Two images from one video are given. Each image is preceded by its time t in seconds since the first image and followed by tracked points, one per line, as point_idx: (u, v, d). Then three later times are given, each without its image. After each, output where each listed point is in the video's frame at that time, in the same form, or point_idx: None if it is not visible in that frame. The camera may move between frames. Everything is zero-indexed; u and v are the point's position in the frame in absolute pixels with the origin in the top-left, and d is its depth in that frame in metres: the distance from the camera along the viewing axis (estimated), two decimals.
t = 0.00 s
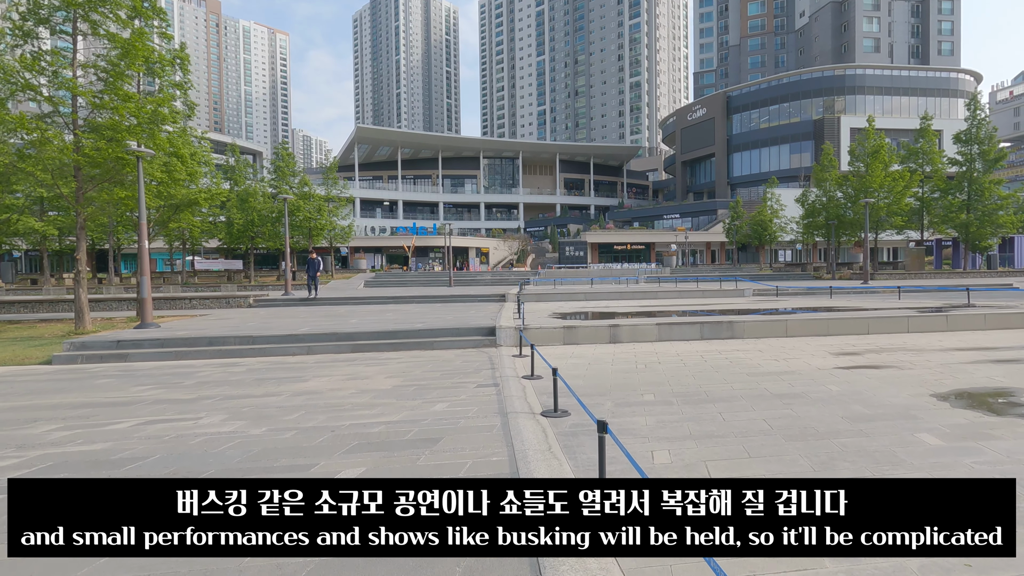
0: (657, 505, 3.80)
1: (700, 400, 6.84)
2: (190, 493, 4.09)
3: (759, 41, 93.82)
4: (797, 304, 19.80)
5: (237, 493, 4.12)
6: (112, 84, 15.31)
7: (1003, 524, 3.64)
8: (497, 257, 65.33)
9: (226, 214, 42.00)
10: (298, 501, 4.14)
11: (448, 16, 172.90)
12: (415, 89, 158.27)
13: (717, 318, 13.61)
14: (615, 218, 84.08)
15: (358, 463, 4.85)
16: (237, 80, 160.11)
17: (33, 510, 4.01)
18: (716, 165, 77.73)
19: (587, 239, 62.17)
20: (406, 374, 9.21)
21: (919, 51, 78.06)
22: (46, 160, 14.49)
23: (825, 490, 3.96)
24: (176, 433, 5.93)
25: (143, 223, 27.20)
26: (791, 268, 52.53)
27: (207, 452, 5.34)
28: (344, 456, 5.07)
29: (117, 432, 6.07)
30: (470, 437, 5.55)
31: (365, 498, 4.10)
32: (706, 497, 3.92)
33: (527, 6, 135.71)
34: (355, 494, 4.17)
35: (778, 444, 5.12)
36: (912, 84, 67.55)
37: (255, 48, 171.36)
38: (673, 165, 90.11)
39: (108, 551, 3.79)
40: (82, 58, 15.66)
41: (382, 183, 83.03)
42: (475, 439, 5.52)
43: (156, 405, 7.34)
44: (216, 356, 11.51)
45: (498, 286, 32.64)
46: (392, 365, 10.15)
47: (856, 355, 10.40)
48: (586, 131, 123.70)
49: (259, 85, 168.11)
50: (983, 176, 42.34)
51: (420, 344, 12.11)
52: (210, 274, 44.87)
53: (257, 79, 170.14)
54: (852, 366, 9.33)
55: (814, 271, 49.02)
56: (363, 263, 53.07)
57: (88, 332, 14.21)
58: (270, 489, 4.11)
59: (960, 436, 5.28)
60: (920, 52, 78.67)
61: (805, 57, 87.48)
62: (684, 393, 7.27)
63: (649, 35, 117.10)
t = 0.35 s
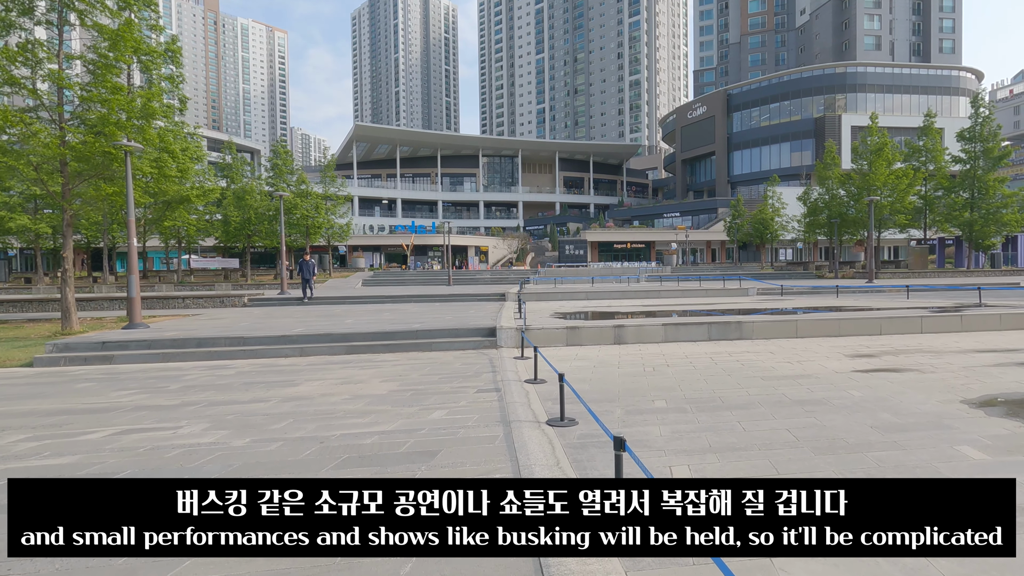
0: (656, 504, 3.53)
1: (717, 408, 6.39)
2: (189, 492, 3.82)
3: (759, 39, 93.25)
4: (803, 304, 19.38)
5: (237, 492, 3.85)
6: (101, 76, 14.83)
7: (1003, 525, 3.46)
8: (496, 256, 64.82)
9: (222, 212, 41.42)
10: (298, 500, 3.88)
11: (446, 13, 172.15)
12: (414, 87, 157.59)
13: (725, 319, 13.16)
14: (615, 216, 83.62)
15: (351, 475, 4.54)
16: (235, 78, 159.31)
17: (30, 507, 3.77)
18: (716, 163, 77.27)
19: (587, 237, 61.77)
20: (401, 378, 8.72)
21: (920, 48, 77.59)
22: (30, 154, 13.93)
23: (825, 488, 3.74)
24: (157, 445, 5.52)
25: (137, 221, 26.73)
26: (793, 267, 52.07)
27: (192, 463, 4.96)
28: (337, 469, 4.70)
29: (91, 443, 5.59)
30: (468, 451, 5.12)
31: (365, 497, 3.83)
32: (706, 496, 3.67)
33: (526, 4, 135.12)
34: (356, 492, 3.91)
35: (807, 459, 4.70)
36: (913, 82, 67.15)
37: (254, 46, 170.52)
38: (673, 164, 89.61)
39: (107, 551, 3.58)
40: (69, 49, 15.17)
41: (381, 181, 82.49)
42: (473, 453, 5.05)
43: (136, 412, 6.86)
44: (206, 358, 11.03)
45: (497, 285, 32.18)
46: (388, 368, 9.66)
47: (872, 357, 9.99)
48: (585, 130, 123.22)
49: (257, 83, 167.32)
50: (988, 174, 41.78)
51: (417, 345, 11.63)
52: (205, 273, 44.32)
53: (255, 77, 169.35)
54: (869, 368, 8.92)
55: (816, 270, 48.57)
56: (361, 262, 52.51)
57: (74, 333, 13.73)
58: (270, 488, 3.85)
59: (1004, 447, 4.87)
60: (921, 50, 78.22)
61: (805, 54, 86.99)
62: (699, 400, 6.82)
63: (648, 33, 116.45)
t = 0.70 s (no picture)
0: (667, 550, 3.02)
1: (733, 418, 5.93)
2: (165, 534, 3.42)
3: (759, 36, 92.74)
4: (810, 303, 18.92)
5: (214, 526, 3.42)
6: (84, 66, 14.27)
7: None
8: (496, 255, 64.41)
9: (217, 210, 40.92)
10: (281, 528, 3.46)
11: (445, 11, 171.38)
12: (411, 85, 156.94)
13: (732, 319, 12.75)
14: (615, 215, 83.16)
15: (333, 493, 4.09)
16: (232, 77, 158.66)
17: None
18: (716, 161, 76.84)
19: (587, 236, 61.48)
20: (394, 383, 8.27)
21: (920, 46, 77.13)
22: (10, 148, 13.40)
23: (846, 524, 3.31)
24: (125, 459, 5.05)
25: (129, 219, 26.26)
26: (794, 266, 51.70)
27: (164, 478, 4.53)
28: (319, 487, 4.24)
29: (54, 457, 5.14)
30: (463, 465, 4.67)
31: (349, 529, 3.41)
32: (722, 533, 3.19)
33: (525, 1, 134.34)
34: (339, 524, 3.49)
35: (837, 476, 4.25)
36: (913, 80, 66.75)
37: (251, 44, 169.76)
38: (672, 161, 89.18)
39: None
40: (51, 39, 14.64)
41: (379, 180, 81.95)
42: (468, 470, 4.57)
43: (109, 422, 6.40)
44: (192, 361, 10.56)
45: (496, 285, 31.74)
46: (381, 372, 9.21)
47: (888, 359, 9.56)
48: (584, 128, 122.72)
49: (255, 82, 166.55)
50: (990, 171, 41.35)
51: (413, 347, 11.18)
52: (201, 272, 43.85)
53: (253, 76, 168.60)
54: (888, 372, 8.47)
55: (817, 268, 48.26)
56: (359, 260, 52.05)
57: (57, 335, 13.27)
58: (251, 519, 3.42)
59: None
60: (921, 47, 77.78)
61: (805, 52, 86.53)
62: (715, 408, 6.36)
63: (648, 31, 115.84)
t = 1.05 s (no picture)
0: None
1: (757, 425, 5.50)
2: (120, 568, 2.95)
3: (759, 33, 92.24)
4: (817, 302, 18.47)
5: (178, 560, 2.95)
6: (69, 58, 13.82)
7: None
8: (495, 253, 63.96)
9: (213, 208, 40.48)
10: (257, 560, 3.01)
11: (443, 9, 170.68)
12: (409, 83, 156.31)
13: (741, 318, 12.33)
14: (614, 213, 82.70)
15: (320, 515, 3.64)
16: (230, 75, 158.02)
17: None
18: (716, 159, 76.41)
19: (587, 234, 61.10)
20: (390, 386, 7.83)
21: (921, 43, 76.71)
22: None
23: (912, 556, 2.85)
24: (96, 472, 4.61)
25: (122, 217, 25.83)
26: (796, 264, 51.40)
27: (137, 495, 4.10)
28: (305, 507, 3.78)
29: (18, 471, 4.68)
30: (466, 481, 4.22)
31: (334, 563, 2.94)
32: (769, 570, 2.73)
33: None
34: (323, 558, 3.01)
35: (882, 493, 3.81)
36: (914, 77, 66.35)
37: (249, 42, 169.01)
38: (672, 160, 88.76)
39: None
40: (36, 29, 14.19)
41: (377, 178, 81.42)
42: (472, 486, 4.12)
43: (84, 430, 5.95)
44: (179, 363, 10.10)
45: (495, 283, 31.31)
46: (376, 375, 8.74)
47: (909, 360, 9.13)
48: (583, 126, 122.24)
49: (252, 80, 165.84)
50: (994, 168, 40.90)
51: (411, 348, 10.72)
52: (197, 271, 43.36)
53: (250, 74, 167.86)
54: (911, 373, 8.04)
55: (819, 266, 47.87)
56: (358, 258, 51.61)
57: (43, 335, 12.84)
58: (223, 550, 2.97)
59: None
60: (922, 44, 77.34)
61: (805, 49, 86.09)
62: (736, 414, 5.94)
63: (647, 28, 115.32)
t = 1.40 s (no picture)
0: None
1: (786, 440, 5.03)
2: None
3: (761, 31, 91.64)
4: (828, 302, 17.98)
5: None
6: (55, 49, 13.38)
7: None
8: (495, 252, 63.46)
9: (211, 206, 39.98)
10: None
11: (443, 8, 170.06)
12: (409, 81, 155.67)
13: (753, 319, 11.88)
14: (615, 212, 82.15)
15: (304, 553, 3.17)
16: (230, 73, 157.54)
17: None
18: (718, 158, 75.84)
19: (588, 233, 60.60)
20: (388, 394, 7.36)
21: (924, 40, 76.06)
22: None
23: None
24: (57, 496, 4.14)
25: (117, 216, 25.35)
26: (800, 263, 50.88)
27: (98, 526, 3.62)
28: (285, 542, 3.30)
29: None
30: (470, 508, 3.74)
31: None
32: None
33: None
34: None
35: (945, 526, 3.34)
36: (917, 75, 65.75)
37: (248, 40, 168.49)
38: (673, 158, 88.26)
39: None
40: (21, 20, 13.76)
41: (377, 177, 80.84)
42: (476, 515, 3.65)
43: (54, 444, 5.48)
44: (167, 367, 9.64)
45: (496, 283, 30.86)
46: (373, 381, 8.28)
47: (934, 364, 8.65)
48: (584, 124, 121.63)
49: (252, 78, 165.31)
50: (1001, 166, 40.34)
51: (410, 351, 10.25)
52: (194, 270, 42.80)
53: (250, 73, 167.32)
54: (941, 380, 7.56)
55: (823, 266, 47.37)
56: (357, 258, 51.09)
57: (29, 337, 12.40)
58: None
59: None
60: (925, 41, 76.68)
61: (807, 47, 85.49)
62: (762, 426, 5.48)
63: (648, 26, 114.73)
